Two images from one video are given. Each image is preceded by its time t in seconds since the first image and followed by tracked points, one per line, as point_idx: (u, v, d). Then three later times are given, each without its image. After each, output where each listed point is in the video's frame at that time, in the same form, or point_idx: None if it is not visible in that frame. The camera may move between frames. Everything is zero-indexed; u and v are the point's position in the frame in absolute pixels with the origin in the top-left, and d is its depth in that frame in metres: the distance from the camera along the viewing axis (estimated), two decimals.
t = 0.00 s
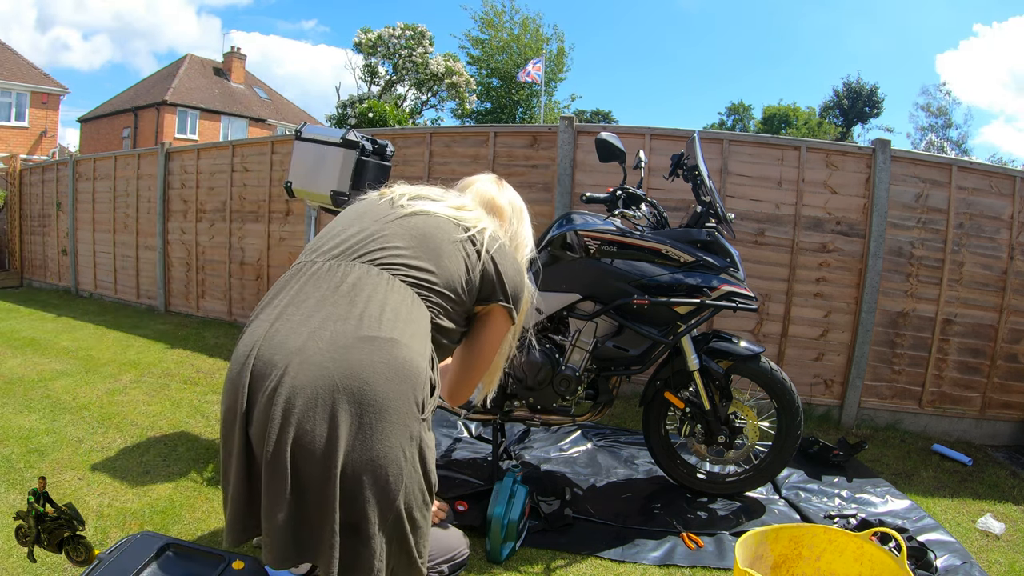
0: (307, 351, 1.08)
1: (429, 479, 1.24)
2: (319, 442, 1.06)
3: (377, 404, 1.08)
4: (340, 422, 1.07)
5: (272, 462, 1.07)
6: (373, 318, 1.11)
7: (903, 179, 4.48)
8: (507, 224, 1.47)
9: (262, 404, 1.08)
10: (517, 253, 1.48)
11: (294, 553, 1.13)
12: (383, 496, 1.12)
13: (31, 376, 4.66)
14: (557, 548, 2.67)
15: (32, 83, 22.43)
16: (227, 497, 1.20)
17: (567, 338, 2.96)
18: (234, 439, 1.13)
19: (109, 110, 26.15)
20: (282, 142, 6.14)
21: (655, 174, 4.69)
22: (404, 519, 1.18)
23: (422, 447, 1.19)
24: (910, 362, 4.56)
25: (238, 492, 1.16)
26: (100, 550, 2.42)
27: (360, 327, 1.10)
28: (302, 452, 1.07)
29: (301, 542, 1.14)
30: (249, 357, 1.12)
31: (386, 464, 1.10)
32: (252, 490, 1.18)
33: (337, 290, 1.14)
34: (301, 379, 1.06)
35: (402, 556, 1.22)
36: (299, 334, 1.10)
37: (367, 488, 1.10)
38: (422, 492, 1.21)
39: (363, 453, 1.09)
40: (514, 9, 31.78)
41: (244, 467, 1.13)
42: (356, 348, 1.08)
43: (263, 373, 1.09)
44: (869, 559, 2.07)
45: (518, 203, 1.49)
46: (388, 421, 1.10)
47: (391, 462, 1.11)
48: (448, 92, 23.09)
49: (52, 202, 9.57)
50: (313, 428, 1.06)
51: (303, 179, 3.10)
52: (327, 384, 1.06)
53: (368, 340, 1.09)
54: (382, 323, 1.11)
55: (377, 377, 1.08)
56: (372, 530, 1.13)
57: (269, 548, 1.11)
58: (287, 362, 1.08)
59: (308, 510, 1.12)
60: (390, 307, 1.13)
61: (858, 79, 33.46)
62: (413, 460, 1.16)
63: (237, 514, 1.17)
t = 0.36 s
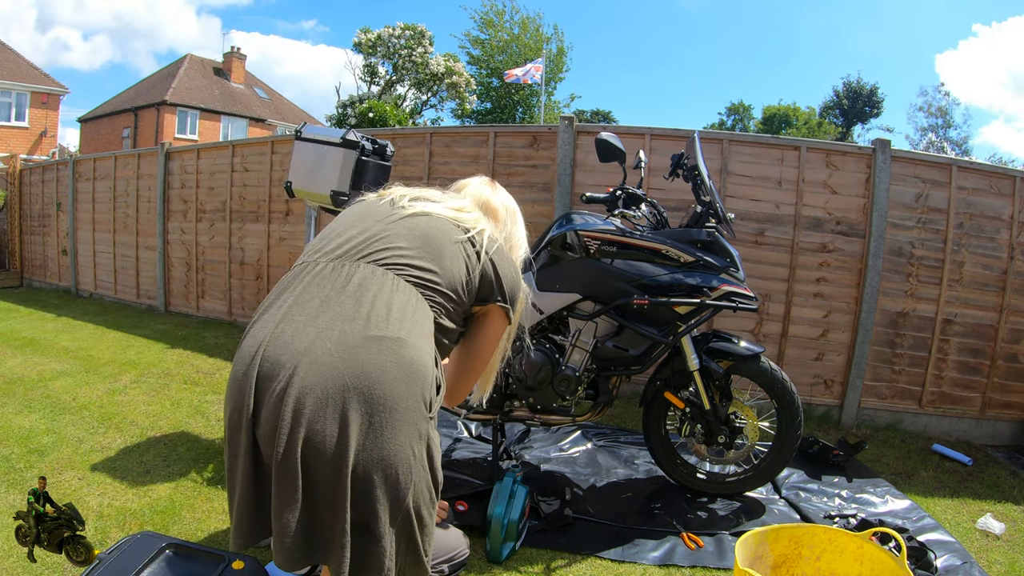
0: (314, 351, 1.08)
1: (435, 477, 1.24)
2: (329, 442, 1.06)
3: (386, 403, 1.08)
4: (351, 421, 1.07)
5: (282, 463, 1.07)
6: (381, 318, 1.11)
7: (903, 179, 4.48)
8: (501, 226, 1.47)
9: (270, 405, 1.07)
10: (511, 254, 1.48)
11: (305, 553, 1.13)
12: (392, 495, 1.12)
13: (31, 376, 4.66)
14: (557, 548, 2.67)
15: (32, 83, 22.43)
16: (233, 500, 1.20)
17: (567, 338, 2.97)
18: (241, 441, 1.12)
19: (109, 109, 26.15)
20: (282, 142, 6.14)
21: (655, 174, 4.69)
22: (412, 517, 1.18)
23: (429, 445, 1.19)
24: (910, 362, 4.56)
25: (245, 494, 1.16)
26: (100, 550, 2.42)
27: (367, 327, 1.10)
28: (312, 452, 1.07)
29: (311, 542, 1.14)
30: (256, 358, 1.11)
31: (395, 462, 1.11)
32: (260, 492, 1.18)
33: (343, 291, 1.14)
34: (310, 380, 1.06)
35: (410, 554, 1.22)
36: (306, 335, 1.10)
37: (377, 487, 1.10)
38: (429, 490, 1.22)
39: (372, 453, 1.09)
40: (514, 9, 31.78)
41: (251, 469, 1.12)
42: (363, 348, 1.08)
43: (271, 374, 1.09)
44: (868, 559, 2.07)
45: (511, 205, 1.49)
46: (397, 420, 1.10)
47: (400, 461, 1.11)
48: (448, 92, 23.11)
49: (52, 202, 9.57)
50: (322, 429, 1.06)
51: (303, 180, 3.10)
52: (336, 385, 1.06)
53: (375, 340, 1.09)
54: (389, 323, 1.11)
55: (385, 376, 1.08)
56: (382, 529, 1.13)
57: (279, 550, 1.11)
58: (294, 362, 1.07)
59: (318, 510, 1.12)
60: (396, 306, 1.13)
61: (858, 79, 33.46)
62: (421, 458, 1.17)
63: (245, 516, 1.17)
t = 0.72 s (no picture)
0: (314, 350, 1.08)
1: (433, 476, 1.25)
2: (328, 440, 1.06)
3: (386, 402, 1.08)
4: (350, 420, 1.07)
5: (281, 462, 1.07)
6: (380, 317, 1.11)
7: (903, 179, 4.48)
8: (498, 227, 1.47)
9: (270, 404, 1.07)
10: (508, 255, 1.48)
11: (304, 552, 1.13)
12: (391, 493, 1.12)
13: (31, 376, 4.66)
14: (557, 548, 2.67)
15: (32, 83, 22.43)
16: (232, 498, 1.20)
17: (567, 338, 2.97)
18: (240, 440, 1.12)
19: (109, 109, 26.15)
20: (282, 142, 6.14)
21: (655, 174, 4.68)
22: (410, 516, 1.19)
23: (428, 444, 1.19)
24: (910, 362, 4.56)
25: (244, 492, 1.16)
26: (100, 550, 2.42)
27: (366, 326, 1.10)
28: (311, 451, 1.06)
29: (310, 541, 1.14)
30: (255, 357, 1.11)
31: (394, 461, 1.11)
32: (259, 490, 1.18)
33: (342, 290, 1.14)
34: (309, 379, 1.06)
35: (408, 552, 1.22)
36: (305, 334, 1.10)
37: (376, 486, 1.10)
38: (427, 489, 1.22)
39: (372, 451, 1.09)
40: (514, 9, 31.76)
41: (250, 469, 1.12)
42: (363, 347, 1.08)
43: (270, 373, 1.09)
44: (869, 559, 2.07)
45: (509, 206, 1.49)
46: (396, 418, 1.10)
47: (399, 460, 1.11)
48: (448, 92, 23.10)
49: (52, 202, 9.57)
50: (321, 428, 1.06)
51: (303, 180, 3.10)
52: (335, 383, 1.06)
53: (374, 339, 1.09)
54: (387, 322, 1.11)
55: (385, 375, 1.08)
56: (381, 527, 1.14)
57: (278, 548, 1.11)
58: (293, 361, 1.07)
59: (317, 508, 1.12)
60: (395, 305, 1.13)
61: (858, 79, 33.47)
62: (420, 457, 1.17)
63: (244, 515, 1.17)
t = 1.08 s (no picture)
0: (312, 350, 1.08)
1: (432, 476, 1.25)
2: (326, 440, 1.06)
3: (384, 402, 1.08)
4: (348, 420, 1.07)
5: (279, 461, 1.07)
6: (377, 317, 1.11)
7: (903, 179, 4.48)
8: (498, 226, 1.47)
9: (268, 404, 1.07)
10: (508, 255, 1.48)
11: (302, 551, 1.13)
12: (389, 493, 1.12)
13: (30, 376, 4.66)
14: (557, 548, 2.67)
15: (32, 83, 22.43)
16: (231, 498, 1.20)
17: (567, 338, 2.97)
18: (239, 439, 1.12)
19: (109, 109, 26.15)
20: (282, 142, 6.14)
21: (655, 174, 4.69)
22: (408, 515, 1.19)
23: (425, 443, 1.20)
24: (910, 362, 4.56)
25: (242, 492, 1.16)
26: (100, 550, 2.42)
27: (364, 326, 1.10)
28: (309, 450, 1.06)
29: (308, 540, 1.14)
30: (254, 357, 1.11)
31: (392, 460, 1.11)
32: (257, 490, 1.18)
33: (340, 290, 1.14)
34: (307, 379, 1.06)
35: (407, 552, 1.23)
36: (303, 334, 1.10)
37: (374, 486, 1.10)
38: (425, 488, 1.22)
39: (370, 451, 1.09)
40: (514, 9, 31.75)
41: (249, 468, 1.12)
42: (361, 347, 1.08)
43: (268, 373, 1.09)
44: (869, 559, 2.07)
45: (509, 206, 1.49)
46: (394, 418, 1.10)
47: (397, 460, 1.12)
48: (448, 92, 23.10)
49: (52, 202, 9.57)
50: (318, 427, 1.06)
51: (303, 180, 3.10)
52: (333, 383, 1.06)
53: (372, 339, 1.09)
54: (385, 322, 1.11)
55: (383, 375, 1.08)
56: (379, 527, 1.14)
57: (276, 548, 1.11)
58: (291, 361, 1.07)
59: (314, 508, 1.12)
60: (392, 305, 1.13)
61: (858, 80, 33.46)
62: (418, 456, 1.17)
63: (243, 514, 1.17)
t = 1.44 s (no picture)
0: (312, 350, 1.08)
1: (432, 476, 1.25)
2: (325, 440, 1.06)
3: (383, 402, 1.08)
4: (347, 419, 1.07)
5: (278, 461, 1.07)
6: (377, 317, 1.11)
7: (903, 179, 4.48)
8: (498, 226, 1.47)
9: (268, 404, 1.07)
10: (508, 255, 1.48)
11: (301, 551, 1.13)
12: (388, 493, 1.12)
13: (30, 376, 4.66)
14: (557, 548, 2.67)
15: (32, 83, 22.44)
16: (231, 498, 1.20)
17: (567, 338, 2.97)
18: (239, 439, 1.12)
19: (109, 109, 26.15)
20: (282, 142, 6.14)
21: (655, 174, 4.69)
22: (408, 515, 1.19)
23: (425, 444, 1.19)
24: (910, 362, 4.56)
25: (242, 491, 1.16)
26: (100, 550, 2.42)
27: (364, 326, 1.10)
28: (309, 450, 1.06)
29: (308, 540, 1.14)
30: (254, 357, 1.11)
31: (392, 460, 1.11)
32: (257, 490, 1.18)
33: (341, 291, 1.14)
34: (307, 379, 1.06)
35: (408, 552, 1.23)
36: (303, 334, 1.10)
37: (374, 485, 1.10)
38: (425, 488, 1.22)
39: (370, 451, 1.09)
40: (514, 8, 31.75)
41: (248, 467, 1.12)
42: (360, 347, 1.08)
43: (268, 374, 1.09)
44: (869, 559, 2.07)
45: (509, 206, 1.49)
46: (394, 418, 1.10)
47: (396, 460, 1.12)
48: (448, 92, 23.09)
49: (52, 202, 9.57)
50: (317, 427, 1.06)
51: (303, 180, 3.10)
52: (333, 383, 1.06)
53: (371, 340, 1.09)
54: (385, 322, 1.11)
55: (383, 375, 1.08)
56: (379, 527, 1.14)
57: (276, 547, 1.11)
58: (291, 361, 1.07)
59: (314, 508, 1.12)
60: (392, 305, 1.13)
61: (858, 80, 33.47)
62: (418, 457, 1.17)
63: (243, 514, 1.17)
